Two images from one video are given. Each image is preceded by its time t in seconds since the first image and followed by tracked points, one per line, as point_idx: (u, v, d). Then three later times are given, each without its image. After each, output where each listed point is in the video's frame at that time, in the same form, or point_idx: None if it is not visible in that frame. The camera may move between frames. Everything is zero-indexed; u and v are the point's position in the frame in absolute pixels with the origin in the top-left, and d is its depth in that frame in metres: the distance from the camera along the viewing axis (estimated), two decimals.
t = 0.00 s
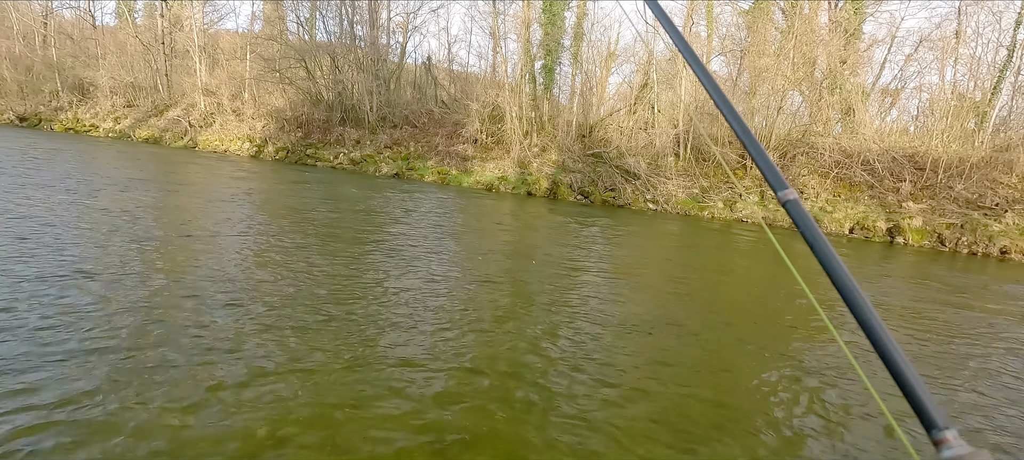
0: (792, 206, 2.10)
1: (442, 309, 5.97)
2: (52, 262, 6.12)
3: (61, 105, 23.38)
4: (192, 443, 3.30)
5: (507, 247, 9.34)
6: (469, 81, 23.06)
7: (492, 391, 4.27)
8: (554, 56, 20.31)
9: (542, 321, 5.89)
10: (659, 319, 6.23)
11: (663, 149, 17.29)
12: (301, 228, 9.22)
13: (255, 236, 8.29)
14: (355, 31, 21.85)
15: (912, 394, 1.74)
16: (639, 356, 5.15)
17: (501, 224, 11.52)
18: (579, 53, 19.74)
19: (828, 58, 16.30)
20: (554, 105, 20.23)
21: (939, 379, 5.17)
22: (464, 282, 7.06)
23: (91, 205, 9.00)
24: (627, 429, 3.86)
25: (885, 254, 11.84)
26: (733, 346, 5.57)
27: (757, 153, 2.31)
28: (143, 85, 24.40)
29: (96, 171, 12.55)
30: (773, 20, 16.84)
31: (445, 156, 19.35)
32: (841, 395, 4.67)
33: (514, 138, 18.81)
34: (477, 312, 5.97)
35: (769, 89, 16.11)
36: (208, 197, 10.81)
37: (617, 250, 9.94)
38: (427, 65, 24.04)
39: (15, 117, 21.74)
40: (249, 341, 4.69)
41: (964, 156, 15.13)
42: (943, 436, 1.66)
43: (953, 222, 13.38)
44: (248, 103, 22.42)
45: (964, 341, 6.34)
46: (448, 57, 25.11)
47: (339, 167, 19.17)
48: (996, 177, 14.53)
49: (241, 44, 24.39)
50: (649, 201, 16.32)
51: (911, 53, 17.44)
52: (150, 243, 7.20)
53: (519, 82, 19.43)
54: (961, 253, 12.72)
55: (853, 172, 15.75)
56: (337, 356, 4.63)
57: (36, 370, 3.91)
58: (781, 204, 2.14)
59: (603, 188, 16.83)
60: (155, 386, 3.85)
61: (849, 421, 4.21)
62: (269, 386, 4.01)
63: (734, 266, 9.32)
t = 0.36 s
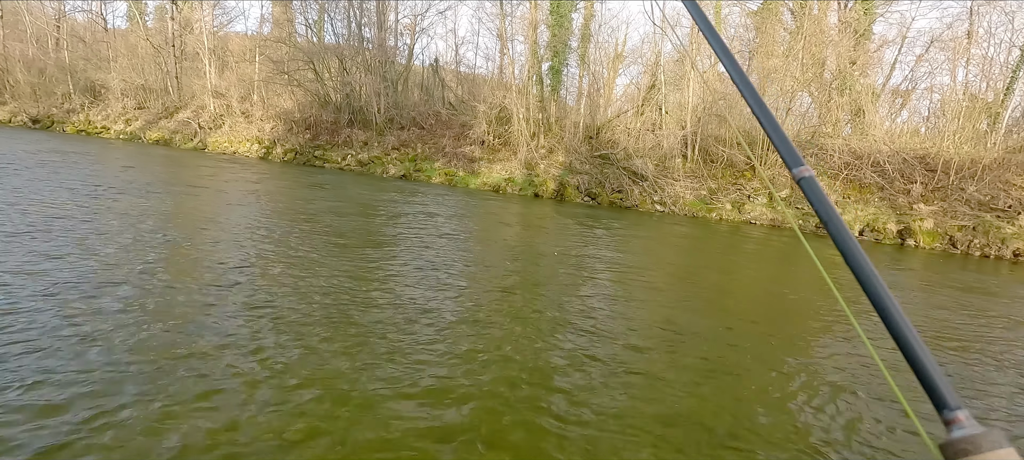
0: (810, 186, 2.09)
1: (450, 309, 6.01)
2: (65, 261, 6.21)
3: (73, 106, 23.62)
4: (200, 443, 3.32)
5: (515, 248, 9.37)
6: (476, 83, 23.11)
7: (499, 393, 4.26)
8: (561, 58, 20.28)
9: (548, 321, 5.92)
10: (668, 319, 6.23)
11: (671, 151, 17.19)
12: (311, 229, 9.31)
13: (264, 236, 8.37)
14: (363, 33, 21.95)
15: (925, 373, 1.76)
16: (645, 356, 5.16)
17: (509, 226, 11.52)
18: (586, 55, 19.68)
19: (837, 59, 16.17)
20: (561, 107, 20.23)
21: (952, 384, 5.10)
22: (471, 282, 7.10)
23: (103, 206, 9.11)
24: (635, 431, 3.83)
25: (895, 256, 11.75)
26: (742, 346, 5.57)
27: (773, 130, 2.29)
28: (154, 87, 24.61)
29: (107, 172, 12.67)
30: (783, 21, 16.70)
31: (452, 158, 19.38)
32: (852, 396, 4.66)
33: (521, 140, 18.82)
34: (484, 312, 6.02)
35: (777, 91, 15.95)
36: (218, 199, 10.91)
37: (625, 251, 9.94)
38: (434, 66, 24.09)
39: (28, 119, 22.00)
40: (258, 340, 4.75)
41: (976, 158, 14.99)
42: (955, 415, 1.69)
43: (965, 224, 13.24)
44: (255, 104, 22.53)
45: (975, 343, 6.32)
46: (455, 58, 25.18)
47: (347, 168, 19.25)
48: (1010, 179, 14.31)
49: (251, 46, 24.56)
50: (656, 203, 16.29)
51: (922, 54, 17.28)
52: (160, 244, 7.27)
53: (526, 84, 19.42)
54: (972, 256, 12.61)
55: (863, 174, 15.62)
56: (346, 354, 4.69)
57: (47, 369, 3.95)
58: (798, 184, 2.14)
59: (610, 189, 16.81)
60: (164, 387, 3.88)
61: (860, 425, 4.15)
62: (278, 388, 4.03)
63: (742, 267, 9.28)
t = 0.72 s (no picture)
0: (814, 125, 1.82)
1: (455, 310, 6.02)
2: (72, 262, 6.24)
3: (79, 108, 23.76)
4: (204, 443, 3.32)
5: (520, 249, 9.37)
6: (481, 84, 23.13)
7: (503, 394, 4.25)
8: (565, 59, 20.27)
9: (553, 322, 5.92)
10: (674, 320, 6.22)
11: (676, 151, 17.11)
12: (316, 230, 9.34)
13: (270, 237, 8.39)
14: (367, 34, 21.99)
15: (960, 348, 1.49)
16: (650, 356, 5.16)
17: (513, 227, 11.50)
18: (591, 55, 19.62)
19: (843, 59, 16.07)
20: (565, 108, 20.22)
21: (959, 386, 5.08)
22: (476, 283, 7.10)
23: (109, 207, 9.16)
24: (639, 433, 3.80)
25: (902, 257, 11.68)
26: (747, 347, 5.56)
27: (773, 67, 2.01)
28: (160, 89, 24.72)
29: (114, 173, 12.75)
30: (788, 21, 16.62)
31: (457, 159, 19.38)
32: (858, 396, 4.65)
33: (526, 141, 18.81)
34: (489, 313, 6.02)
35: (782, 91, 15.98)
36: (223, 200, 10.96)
37: (629, 252, 9.93)
38: (438, 67, 24.13)
39: (35, 121, 22.14)
40: (264, 340, 4.76)
41: (984, 158, 14.89)
42: (999, 394, 1.42)
43: (973, 225, 13.13)
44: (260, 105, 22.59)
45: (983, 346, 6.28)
46: (460, 59, 25.22)
47: (351, 169, 19.29)
48: (1018, 179, 14.14)
49: (256, 48, 24.66)
50: (661, 203, 16.24)
51: (929, 54, 17.17)
52: (166, 245, 7.30)
53: (530, 85, 19.39)
54: (981, 257, 12.49)
55: (870, 175, 15.57)
56: (352, 354, 4.70)
57: (52, 370, 3.95)
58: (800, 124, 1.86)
59: (614, 190, 16.79)
60: (169, 387, 3.87)
61: (867, 425, 4.13)
62: (280, 388, 4.02)
63: (748, 268, 9.26)
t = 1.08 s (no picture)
0: (852, 88, 1.58)
1: (455, 311, 6.00)
2: (74, 263, 6.25)
3: (83, 109, 23.84)
4: (208, 444, 3.33)
5: (521, 250, 9.35)
6: (483, 84, 23.14)
7: (505, 396, 4.25)
8: (568, 59, 20.27)
9: (553, 324, 5.90)
10: (675, 322, 6.17)
11: (678, 152, 17.08)
12: (317, 232, 9.32)
13: (270, 239, 8.37)
14: (370, 35, 22.01)
15: (988, 298, 1.35)
16: (651, 358, 5.12)
17: (514, 228, 11.46)
18: (593, 56, 19.58)
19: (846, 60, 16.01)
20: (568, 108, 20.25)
21: (960, 389, 5.06)
22: (476, 284, 7.08)
23: (111, 209, 9.17)
24: (639, 434, 3.79)
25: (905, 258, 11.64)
26: (749, 349, 5.53)
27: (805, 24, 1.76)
28: (163, 90, 24.80)
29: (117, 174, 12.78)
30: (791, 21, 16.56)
31: (459, 160, 19.39)
32: (859, 398, 4.63)
33: (528, 141, 18.81)
34: (489, 314, 6.00)
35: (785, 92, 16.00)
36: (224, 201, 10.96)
37: (631, 253, 9.89)
38: (440, 68, 24.16)
39: (40, 122, 22.23)
40: (263, 342, 4.76)
41: (988, 159, 14.86)
42: None
43: (977, 226, 13.08)
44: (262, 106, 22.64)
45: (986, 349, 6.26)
46: (462, 60, 25.25)
47: (354, 170, 19.33)
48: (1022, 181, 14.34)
49: (259, 49, 24.70)
50: (663, 204, 16.22)
51: (932, 54, 17.12)
52: (167, 246, 7.31)
53: (532, 86, 19.40)
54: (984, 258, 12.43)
55: (872, 176, 15.98)
56: (350, 356, 4.69)
57: (52, 371, 3.96)
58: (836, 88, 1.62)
59: (617, 191, 16.81)
60: (172, 389, 3.89)
61: (868, 428, 4.12)
62: (284, 389, 4.03)
63: (751, 270, 9.20)
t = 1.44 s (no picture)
0: (856, 92, 1.64)
1: (454, 312, 5.99)
2: (72, 264, 6.25)
3: (81, 110, 23.81)
4: (206, 442, 3.35)
5: (520, 251, 9.36)
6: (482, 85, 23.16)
7: (504, 395, 4.26)
8: (567, 60, 20.29)
9: (552, 324, 5.90)
10: (675, 323, 6.18)
11: (676, 153, 17.11)
12: (315, 232, 9.31)
13: (268, 239, 8.36)
14: (368, 36, 22.01)
15: (988, 294, 1.35)
16: (649, 358, 5.14)
17: (513, 229, 11.49)
18: (591, 58, 19.58)
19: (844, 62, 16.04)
20: (566, 109, 20.28)
21: (957, 389, 5.08)
22: (476, 285, 7.08)
23: (110, 209, 9.17)
24: (637, 433, 3.81)
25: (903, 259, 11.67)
26: (747, 349, 5.54)
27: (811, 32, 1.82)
28: (162, 90, 24.78)
29: (115, 175, 12.76)
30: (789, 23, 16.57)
31: (458, 161, 19.40)
32: (858, 398, 4.64)
33: (526, 143, 18.82)
34: (488, 314, 6.00)
35: (783, 93, 16.03)
36: (222, 202, 10.95)
37: (630, 254, 9.91)
38: (439, 69, 24.17)
39: (37, 123, 22.19)
40: (262, 342, 4.77)
41: (985, 161, 14.90)
42: None
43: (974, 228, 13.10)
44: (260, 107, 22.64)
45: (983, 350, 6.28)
46: (461, 61, 25.27)
47: (352, 171, 19.33)
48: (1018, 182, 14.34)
49: (258, 50, 24.70)
50: (662, 206, 16.22)
51: (930, 56, 17.17)
52: (166, 247, 7.31)
53: (531, 87, 19.41)
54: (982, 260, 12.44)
55: (872, 177, 15.98)
56: (349, 355, 4.70)
57: (52, 372, 3.96)
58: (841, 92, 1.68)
59: (615, 193, 16.84)
60: (172, 388, 3.91)
61: (864, 428, 4.14)
62: (283, 388, 4.06)
63: (750, 270, 9.21)
